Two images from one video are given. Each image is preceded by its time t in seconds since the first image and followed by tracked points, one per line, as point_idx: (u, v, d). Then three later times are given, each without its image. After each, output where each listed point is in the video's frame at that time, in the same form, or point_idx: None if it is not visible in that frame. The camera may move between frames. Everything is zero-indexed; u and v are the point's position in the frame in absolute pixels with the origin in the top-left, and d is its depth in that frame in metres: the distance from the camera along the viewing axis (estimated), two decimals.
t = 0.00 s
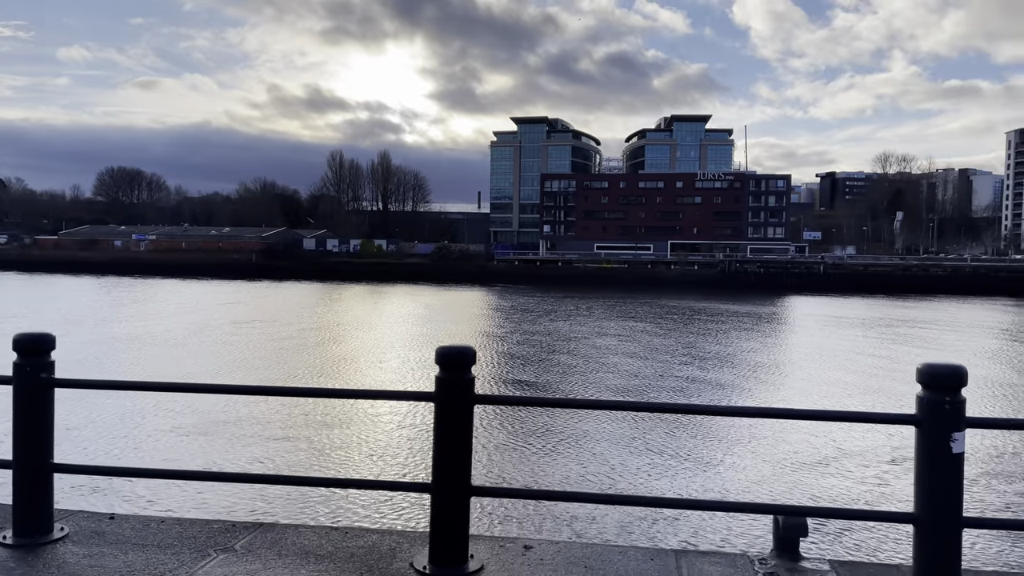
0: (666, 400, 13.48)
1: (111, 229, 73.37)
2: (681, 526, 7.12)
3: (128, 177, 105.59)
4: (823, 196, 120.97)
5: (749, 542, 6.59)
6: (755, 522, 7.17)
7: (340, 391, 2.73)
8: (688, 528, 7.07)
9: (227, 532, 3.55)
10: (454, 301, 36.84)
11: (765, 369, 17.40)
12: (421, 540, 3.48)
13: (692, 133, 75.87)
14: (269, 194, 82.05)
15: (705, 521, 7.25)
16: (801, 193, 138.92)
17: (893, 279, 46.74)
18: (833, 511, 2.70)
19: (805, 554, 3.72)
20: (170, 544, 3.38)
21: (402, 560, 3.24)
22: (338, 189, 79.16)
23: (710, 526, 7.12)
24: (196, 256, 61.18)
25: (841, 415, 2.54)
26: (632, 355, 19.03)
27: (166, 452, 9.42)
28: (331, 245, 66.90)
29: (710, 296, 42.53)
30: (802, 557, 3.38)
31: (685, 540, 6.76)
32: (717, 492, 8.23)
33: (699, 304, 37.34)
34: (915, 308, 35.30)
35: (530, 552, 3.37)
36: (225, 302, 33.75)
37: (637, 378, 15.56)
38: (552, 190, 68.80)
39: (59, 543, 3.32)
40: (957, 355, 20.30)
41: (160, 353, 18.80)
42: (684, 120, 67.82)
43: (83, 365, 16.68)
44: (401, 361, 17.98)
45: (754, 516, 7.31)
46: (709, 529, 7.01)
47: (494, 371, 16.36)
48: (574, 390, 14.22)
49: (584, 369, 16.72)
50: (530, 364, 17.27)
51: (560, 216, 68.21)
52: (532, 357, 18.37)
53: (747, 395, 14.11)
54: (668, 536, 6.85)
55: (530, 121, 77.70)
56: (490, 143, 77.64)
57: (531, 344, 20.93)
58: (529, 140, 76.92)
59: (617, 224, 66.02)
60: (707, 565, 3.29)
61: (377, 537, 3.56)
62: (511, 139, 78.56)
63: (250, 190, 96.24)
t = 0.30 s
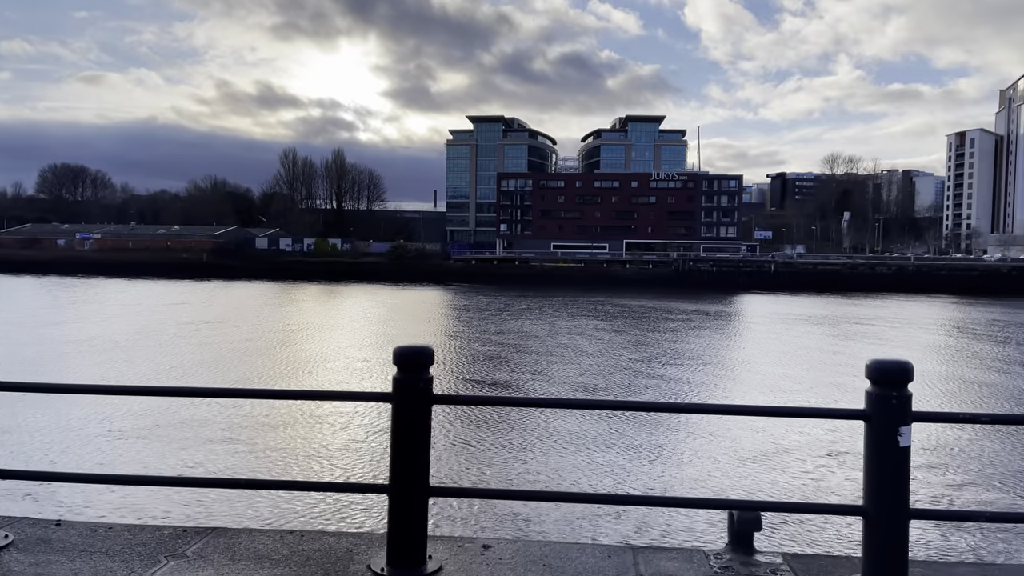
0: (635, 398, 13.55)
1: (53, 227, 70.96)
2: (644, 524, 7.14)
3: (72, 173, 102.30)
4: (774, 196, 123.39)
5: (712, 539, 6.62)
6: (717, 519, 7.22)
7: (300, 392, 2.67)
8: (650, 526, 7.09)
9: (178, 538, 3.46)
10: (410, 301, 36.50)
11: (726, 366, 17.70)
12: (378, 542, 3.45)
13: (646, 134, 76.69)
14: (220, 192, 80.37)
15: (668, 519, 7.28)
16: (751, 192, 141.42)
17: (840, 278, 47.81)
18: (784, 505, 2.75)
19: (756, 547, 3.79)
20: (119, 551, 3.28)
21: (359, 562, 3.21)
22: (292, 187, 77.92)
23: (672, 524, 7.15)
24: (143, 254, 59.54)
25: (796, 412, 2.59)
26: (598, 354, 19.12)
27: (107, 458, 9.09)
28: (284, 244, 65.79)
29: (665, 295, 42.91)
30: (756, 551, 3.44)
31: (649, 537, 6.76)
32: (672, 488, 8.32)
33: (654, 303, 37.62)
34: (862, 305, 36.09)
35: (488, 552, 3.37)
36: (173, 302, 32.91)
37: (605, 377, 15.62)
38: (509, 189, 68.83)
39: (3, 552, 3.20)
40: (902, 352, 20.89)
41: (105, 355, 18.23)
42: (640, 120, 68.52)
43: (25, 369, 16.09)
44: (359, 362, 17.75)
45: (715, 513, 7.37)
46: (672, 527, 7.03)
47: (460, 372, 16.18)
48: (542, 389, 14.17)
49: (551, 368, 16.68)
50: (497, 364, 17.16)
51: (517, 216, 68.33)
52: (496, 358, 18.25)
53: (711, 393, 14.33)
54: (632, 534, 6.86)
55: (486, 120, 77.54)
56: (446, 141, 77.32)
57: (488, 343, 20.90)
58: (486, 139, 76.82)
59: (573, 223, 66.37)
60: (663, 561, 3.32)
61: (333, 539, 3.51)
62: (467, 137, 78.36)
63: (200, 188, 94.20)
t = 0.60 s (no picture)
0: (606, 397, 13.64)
1: None
2: (603, 521, 7.18)
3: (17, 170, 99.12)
4: (730, 197, 125.28)
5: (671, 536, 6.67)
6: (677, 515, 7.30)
7: (258, 394, 2.63)
8: (610, 524, 7.12)
9: (132, 544, 3.37)
10: (369, 301, 36.16)
11: (692, 364, 17.94)
12: (339, 545, 3.41)
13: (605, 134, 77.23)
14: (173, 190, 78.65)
15: (628, 516, 7.33)
16: (708, 192, 143.34)
17: (794, 277, 48.68)
18: (743, 502, 2.79)
19: (717, 543, 3.84)
20: (70, 558, 3.18)
21: (319, 566, 3.16)
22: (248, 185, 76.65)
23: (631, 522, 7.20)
24: (92, 254, 57.94)
25: (756, 409, 2.62)
26: (564, 353, 19.17)
27: (50, 464, 8.82)
28: (240, 242, 64.61)
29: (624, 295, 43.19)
30: (715, 547, 3.48)
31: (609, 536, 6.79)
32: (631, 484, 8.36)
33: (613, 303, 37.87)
34: (815, 304, 36.75)
35: (451, 553, 3.35)
36: (124, 303, 32.09)
37: (574, 376, 15.69)
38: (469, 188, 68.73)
39: None
40: (854, 348, 21.35)
41: (51, 359, 17.70)
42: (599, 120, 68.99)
43: None
44: (320, 363, 17.50)
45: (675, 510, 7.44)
46: (632, 524, 7.08)
47: (431, 372, 16.02)
48: (513, 389, 14.13)
49: (520, 368, 16.64)
50: (467, 364, 17.05)
51: (477, 214, 68.34)
52: (464, 357, 18.13)
53: (680, 391, 14.51)
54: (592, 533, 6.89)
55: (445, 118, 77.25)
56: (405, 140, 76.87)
57: (448, 343, 20.83)
58: (445, 138, 76.56)
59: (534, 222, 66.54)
60: (625, 558, 3.34)
61: (293, 542, 3.46)
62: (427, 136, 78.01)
63: (153, 185, 92.08)
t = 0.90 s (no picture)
0: (569, 397, 13.65)
1: None
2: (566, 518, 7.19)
3: None
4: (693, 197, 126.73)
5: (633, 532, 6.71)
6: (639, 512, 7.34)
7: (217, 395, 2.58)
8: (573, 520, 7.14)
9: (89, 551, 3.28)
10: (333, 300, 35.76)
11: (655, 363, 18.03)
12: (303, 548, 3.36)
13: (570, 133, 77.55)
14: (130, 188, 76.91)
15: (590, 513, 7.35)
16: (672, 192, 144.72)
17: (755, 276, 49.43)
18: (710, 499, 2.81)
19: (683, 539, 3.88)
20: (25, 566, 3.09)
21: (284, 569, 3.12)
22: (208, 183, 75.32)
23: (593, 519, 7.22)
24: (46, 253, 56.33)
25: (716, 405, 2.67)
26: (533, 352, 19.15)
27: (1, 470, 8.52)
28: (200, 241, 63.37)
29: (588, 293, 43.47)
30: (682, 544, 3.50)
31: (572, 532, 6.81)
32: (597, 479, 8.32)
33: (579, 301, 38.00)
34: (776, 303, 37.39)
35: (418, 554, 3.33)
36: (79, 303, 31.26)
37: (537, 375, 15.69)
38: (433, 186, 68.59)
39: None
40: (813, 346, 21.74)
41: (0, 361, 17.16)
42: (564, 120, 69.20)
43: None
44: (283, 364, 17.24)
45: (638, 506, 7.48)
46: (593, 521, 7.10)
47: (399, 372, 15.88)
48: (482, 389, 14.06)
49: (489, 368, 16.58)
50: (435, 364, 16.94)
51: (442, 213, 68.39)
52: (431, 357, 18.01)
53: (648, 390, 14.57)
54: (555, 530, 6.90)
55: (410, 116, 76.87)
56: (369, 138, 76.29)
57: (413, 342, 20.70)
58: (409, 137, 76.15)
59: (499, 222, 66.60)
60: (593, 556, 3.35)
61: (255, 546, 3.40)
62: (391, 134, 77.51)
63: (109, 183, 89.93)
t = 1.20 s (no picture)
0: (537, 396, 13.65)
1: None
2: (524, 515, 7.19)
3: None
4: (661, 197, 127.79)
5: (592, 529, 6.72)
6: (599, 509, 7.36)
7: (183, 397, 2.53)
8: (532, 518, 7.13)
9: (51, 556, 3.21)
10: (302, 300, 35.39)
11: (623, 362, 18.09)
12: (272, 551, 3.32)
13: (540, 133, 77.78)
14: (91, 187, 75.39)
15: (550, 511, 7.35)
16: (640, 192, 145.80)
17: (723, 274, 50.09)
18: (679, 495, 2.84)
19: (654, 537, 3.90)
20: None
21: (252, 573, 3.08)
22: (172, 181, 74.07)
23: (552, 516, 7.22)
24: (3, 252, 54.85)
25: (682, 403, 2.70)
26: (507, 352, 19.13)
27: None
28: (164, 241, 62.21)
29: (559, 292, 43.60)
30: (653, 542, 3.52)
31: (530, 530, 6.80)
32: (567, 476, 8.32)
33: (550, 301, 38.07)
34: (742, 301, 37.90)
35: (388, 554, 3.31)
36: (39, 305, 30.52)
37: (505, 375, 15.66)
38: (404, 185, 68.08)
39: None
40: (778, 343, 22.07)
41: None
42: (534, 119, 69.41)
43: None
44: (250, 365, 16.99)
45: (599, 504, 7.50)
46: (552, 518, 7.10)
47: (373, 372, 15.77)
48: (457, 388, 14.03)
49: (463, 368, 16.54)
50: (409, 364, 16.85)
51: (412, 212, 67.62)
52: (405, 357, 17.93)
53: (622, 389, 14.63)
54: (514, 528, 6.88)
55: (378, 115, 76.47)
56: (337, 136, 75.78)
57: (382, 342, 20.56)
58: (378, 135, 75.75)
59: (469, 221, 66.50)
60: (565, 555, 3.35)
61: (225, 549, 3.35)
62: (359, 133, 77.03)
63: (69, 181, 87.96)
